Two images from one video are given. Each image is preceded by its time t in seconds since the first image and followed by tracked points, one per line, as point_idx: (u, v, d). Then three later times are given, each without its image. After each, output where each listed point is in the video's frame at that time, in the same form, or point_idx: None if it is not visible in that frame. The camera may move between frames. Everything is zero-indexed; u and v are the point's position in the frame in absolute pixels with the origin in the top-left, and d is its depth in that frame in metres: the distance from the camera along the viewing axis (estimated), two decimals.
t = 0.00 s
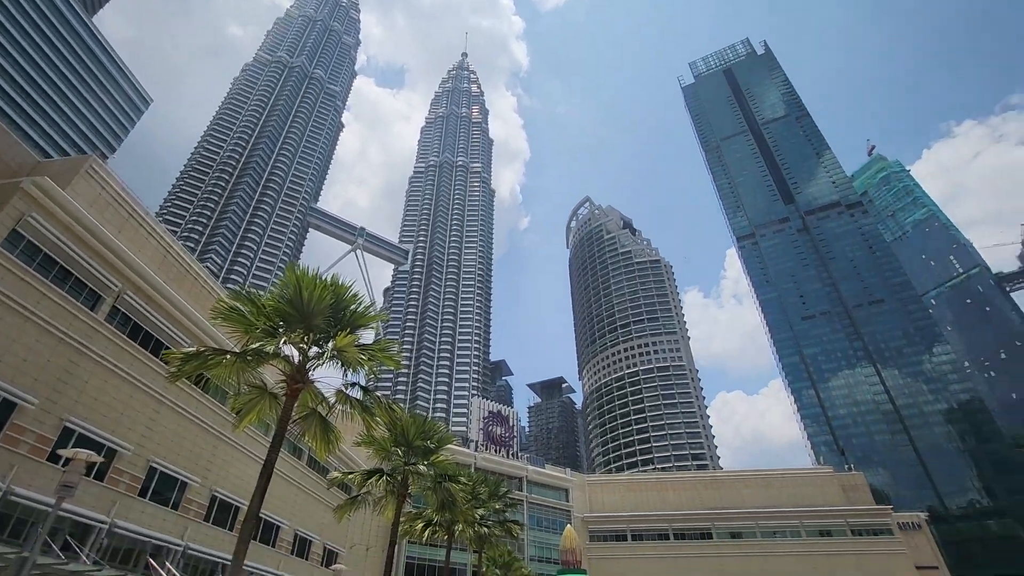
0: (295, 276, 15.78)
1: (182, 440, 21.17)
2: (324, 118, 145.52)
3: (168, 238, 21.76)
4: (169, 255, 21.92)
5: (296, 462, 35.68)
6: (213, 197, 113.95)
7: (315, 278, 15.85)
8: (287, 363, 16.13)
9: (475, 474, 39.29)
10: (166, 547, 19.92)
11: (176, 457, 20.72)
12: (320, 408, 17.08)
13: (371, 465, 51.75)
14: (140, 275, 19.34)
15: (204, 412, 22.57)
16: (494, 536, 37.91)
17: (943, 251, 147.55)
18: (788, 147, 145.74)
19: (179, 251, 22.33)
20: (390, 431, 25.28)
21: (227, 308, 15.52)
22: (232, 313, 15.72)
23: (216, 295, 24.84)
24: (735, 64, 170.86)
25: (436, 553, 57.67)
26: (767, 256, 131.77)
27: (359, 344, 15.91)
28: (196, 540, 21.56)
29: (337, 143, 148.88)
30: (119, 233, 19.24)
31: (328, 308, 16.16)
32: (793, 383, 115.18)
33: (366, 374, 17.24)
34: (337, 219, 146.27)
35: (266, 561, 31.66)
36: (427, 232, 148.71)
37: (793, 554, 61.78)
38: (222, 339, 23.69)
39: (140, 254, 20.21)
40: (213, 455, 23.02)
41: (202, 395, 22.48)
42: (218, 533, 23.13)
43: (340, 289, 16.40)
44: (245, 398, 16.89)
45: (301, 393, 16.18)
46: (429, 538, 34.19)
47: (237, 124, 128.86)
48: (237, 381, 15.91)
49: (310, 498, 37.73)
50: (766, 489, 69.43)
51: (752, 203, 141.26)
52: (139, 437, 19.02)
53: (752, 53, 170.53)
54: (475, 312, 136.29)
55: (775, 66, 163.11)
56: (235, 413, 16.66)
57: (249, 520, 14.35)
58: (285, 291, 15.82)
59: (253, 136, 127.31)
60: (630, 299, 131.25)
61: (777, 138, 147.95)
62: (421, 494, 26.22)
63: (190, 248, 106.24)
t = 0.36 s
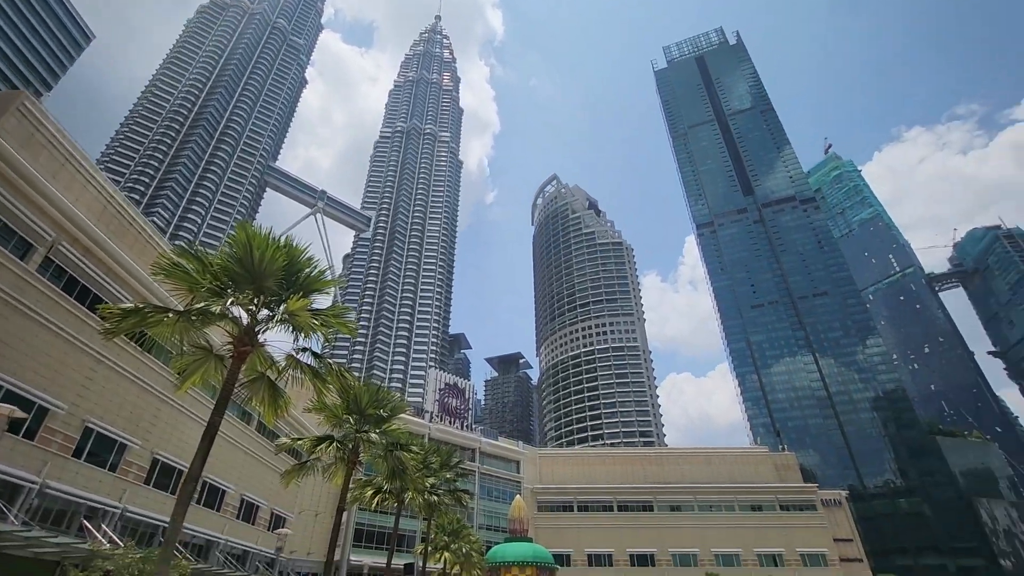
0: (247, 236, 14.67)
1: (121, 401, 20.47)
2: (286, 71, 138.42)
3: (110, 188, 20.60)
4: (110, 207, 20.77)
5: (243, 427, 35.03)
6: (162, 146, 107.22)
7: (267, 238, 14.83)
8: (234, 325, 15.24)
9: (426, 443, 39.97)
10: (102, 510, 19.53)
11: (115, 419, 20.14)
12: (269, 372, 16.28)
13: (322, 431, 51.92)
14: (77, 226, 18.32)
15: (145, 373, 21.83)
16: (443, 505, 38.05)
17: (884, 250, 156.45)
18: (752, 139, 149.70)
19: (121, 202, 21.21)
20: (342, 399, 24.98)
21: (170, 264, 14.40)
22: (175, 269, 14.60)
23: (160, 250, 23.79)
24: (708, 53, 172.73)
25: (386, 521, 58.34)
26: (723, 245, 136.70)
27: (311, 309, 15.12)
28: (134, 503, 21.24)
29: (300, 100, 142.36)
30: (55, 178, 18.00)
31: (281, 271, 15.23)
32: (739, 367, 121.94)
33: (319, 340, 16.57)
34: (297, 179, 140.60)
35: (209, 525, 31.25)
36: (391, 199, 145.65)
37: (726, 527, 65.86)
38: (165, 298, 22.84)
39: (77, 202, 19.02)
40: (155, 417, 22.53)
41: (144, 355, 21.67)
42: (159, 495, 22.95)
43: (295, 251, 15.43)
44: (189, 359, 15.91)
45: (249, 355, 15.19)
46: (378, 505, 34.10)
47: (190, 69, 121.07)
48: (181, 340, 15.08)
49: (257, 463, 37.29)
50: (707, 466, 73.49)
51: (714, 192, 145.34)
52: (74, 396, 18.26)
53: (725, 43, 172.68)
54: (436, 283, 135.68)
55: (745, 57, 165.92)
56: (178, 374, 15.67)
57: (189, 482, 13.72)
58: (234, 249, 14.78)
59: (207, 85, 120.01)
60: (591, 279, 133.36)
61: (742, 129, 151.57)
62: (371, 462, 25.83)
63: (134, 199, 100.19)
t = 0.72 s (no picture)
0: (198, 195, 13.41)
1: (58, 364, 19.59)
2: (249, 26, 131.07)
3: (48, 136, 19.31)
4: (47, 157, 19.49)
5: (191, 396, 34.04)
6: (108, 96, 100.18)
7: (220, 199, 13.63)
8: (181, 289, 14.07)
9: (382, 418, 39.85)
10: (35, 478, 18.84)
11: (50, 383, 19.28)
12: (217, 341, 15.21)
13: (274, 403, 51.09)
14: (12, 176, 17.10)
15: (83, 336, 20.85)
16: (396, 478, 38.62)
17: (833, 248, 164.39)
18: (718, 133, 152.89)
19: (60, 153, 19.95)
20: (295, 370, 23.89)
21: (110, 222, 13.10)
22: (115, 227, 13.30)
23: (102, 206, 22.69)
24: (682, 43, 174.16)
25: (338, 494, 58.02)
26: (685, 235, 140.48)
27: (265, 277, 14.15)
28: (70, 470, 20.56)
29: (262, 57, 135.48)
30: None
31: (234, 235, 14.14)
32: (693, 354, 127.64)
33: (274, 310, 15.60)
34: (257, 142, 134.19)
35: (154, 495, 30.52)
36: (356, 169, 141.79)
37: (670, 505, 69.16)
38: (107, 258, 21.87)
39: (11, 150, 17.74)
40: (95, 383, 21.75)
41: (83, 317, 20.67)
42: (98, 464, 22.29)
43: (250, 215, 14.36)
44: (130, 322, 14.64)
45: (196, 323, 14.02)
46: (331, 479, 34.10)
47: (143, 15, 112.97)
48: (122, 304, 13.58)
49: (204, 433, 36.40)
50: (656, 447, 76.59)
51: (679, 183, 148.54)
52: (5, 358, 17.32)
53: (699, 34, 174.47)
54: (399, 258, 134.01)
55: (717, 50, 168.23)
56: (118, 338, 14.38)
57: (128, 449, 12.68)
58: (182, 209, 13.57)
59: (160, 33, 112.38)
60: (555, 262, 134.52)
61: (709, 122, 154.57)
62: (323, 434, 25.15)
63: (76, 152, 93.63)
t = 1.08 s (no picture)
0: (137, 148, 12.20)
1: None
2: None
3: None
4: None
5: (125, 362, 32.40)
6: (36, 33, 91.33)
7: (162, 154, 12.48)
8: (114, 248, 12.78)
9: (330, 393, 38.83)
10: None
11: None
12: (156, 305, 13.89)
13: (217, 373, 49.52)
14: None
15: (5, 294, 19.55)
16: (342, 455, 37.52)
17: (778, 247, 172.43)
18: (680, 127, 156.20)
19: None
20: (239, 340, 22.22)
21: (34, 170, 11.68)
22: (39, 175, 11.84)
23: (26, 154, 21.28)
24: (651, 34, 175.79)
25: (280, 469, 56.45)
26: (642, 226, 143.75)
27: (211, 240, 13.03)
28: None
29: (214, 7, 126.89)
30: None
31: (177, 195, 13.01)
32: (641, 342, 131.72)
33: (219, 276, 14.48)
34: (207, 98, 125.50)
35: (80, 465, 29.11)
36: (313, 136, 136.35)
37: (611, 486, 71.93)
38: (29, 210, 20.60)
39: None
40: (16, 343, 20.59)
41: (5, 274, 19.35)
42: (17, 431, 21.19)
43: (194, 174, 13.29)
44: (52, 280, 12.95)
45: (131, 285, 12.88)
46: (273, 454, 32.88)
47: None
48: (45, 260, 12.03)
49: (138, 402, 34.75)
50: (602, 430, 79.10)
51: (639, 174, 151.41)
52: None
53: (667, 28, 176.58)
54: (354, 231, 130.69)
55: (684, 45, 170.83)
56: (40, 297, 12.65)
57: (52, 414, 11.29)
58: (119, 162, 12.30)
59: None
60: (514, 245, 134.85)
61: (672, 116, 157.64)
62: (268, 408, 24.07)
63: None
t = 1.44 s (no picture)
0: (73, 103, 11.01)
1: None
2: None
3: None
4: None
5: (56, 335, 30.41)
6: None
7: (102, 111, 11.34)
8: (44, 210, 11.58)
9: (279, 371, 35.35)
10: None
11: None
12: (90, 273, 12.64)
13: (157, 348, 47.53)
14: None
15: None
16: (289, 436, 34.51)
17: (730, 245, 179.20)
18: (644, 123, 158.91)
19: None
20: (185, 313, 19.64)
21: None
22: None
23: None
24: (620, 28, 177.21)
25: (223, 448, 54.84)
26: (603, 219, 145.98)
27: (157, 207, 11.96)
28: None
29: None
30: None
31: (118, 156, 11.85)
32: (597, 332, 134.41)
33: (163, 245, 13.40)
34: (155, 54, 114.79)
35: (3, 442, 27.35)
36: (271, 106, 130.64)
37: (561, 471, 73.70)
38: None
39: None
40: None
41: None
42: None
43: (138, 135, 12.25)
44: None
45: (64, 252, 11.68)
46: (216, 434, 30.91)
47: None
48: None
49: (71, 377, 32.84)
50: (555, 417, 80.69)
51: (602, 166, 153.42)
52: None
53: (637, 23, 178.42)
54: (311, 207, 126.78)
55: (653, 41, 173.19)
56: None
57: None
58: (51, 115, 11.07)
59: None
60: (476, 231, 134.36)
61: (637, 112, 160.15)
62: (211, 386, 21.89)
63: None
